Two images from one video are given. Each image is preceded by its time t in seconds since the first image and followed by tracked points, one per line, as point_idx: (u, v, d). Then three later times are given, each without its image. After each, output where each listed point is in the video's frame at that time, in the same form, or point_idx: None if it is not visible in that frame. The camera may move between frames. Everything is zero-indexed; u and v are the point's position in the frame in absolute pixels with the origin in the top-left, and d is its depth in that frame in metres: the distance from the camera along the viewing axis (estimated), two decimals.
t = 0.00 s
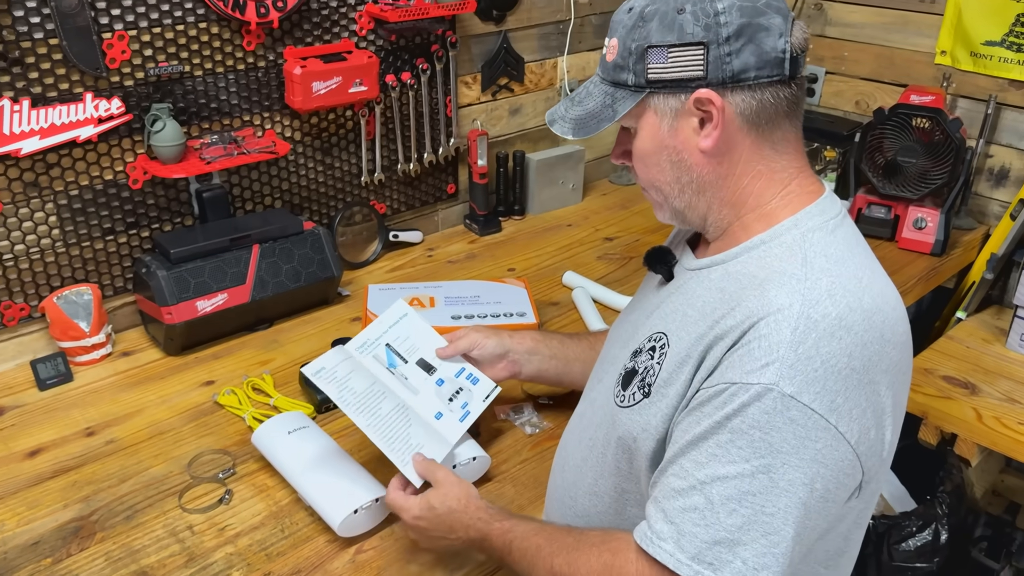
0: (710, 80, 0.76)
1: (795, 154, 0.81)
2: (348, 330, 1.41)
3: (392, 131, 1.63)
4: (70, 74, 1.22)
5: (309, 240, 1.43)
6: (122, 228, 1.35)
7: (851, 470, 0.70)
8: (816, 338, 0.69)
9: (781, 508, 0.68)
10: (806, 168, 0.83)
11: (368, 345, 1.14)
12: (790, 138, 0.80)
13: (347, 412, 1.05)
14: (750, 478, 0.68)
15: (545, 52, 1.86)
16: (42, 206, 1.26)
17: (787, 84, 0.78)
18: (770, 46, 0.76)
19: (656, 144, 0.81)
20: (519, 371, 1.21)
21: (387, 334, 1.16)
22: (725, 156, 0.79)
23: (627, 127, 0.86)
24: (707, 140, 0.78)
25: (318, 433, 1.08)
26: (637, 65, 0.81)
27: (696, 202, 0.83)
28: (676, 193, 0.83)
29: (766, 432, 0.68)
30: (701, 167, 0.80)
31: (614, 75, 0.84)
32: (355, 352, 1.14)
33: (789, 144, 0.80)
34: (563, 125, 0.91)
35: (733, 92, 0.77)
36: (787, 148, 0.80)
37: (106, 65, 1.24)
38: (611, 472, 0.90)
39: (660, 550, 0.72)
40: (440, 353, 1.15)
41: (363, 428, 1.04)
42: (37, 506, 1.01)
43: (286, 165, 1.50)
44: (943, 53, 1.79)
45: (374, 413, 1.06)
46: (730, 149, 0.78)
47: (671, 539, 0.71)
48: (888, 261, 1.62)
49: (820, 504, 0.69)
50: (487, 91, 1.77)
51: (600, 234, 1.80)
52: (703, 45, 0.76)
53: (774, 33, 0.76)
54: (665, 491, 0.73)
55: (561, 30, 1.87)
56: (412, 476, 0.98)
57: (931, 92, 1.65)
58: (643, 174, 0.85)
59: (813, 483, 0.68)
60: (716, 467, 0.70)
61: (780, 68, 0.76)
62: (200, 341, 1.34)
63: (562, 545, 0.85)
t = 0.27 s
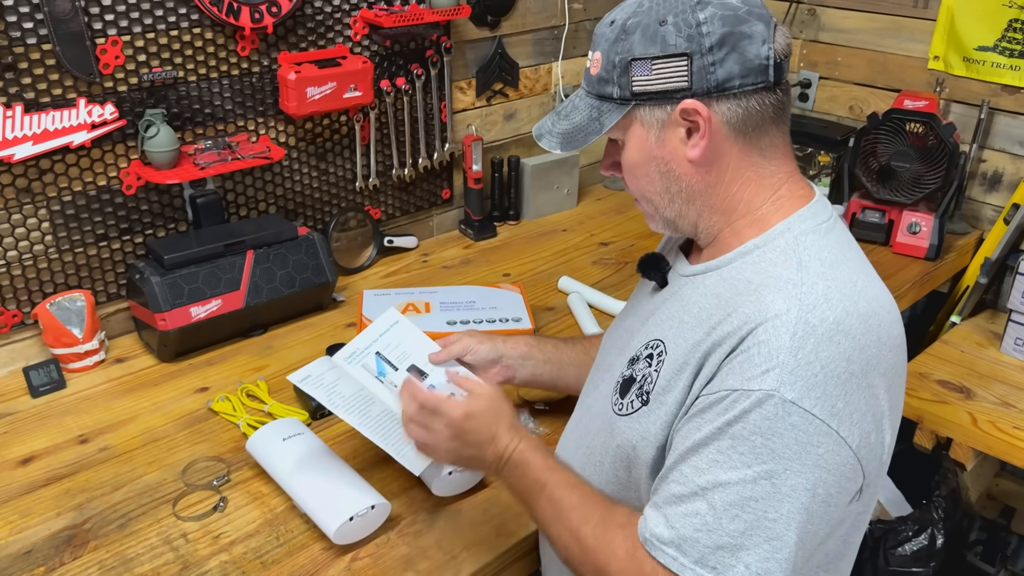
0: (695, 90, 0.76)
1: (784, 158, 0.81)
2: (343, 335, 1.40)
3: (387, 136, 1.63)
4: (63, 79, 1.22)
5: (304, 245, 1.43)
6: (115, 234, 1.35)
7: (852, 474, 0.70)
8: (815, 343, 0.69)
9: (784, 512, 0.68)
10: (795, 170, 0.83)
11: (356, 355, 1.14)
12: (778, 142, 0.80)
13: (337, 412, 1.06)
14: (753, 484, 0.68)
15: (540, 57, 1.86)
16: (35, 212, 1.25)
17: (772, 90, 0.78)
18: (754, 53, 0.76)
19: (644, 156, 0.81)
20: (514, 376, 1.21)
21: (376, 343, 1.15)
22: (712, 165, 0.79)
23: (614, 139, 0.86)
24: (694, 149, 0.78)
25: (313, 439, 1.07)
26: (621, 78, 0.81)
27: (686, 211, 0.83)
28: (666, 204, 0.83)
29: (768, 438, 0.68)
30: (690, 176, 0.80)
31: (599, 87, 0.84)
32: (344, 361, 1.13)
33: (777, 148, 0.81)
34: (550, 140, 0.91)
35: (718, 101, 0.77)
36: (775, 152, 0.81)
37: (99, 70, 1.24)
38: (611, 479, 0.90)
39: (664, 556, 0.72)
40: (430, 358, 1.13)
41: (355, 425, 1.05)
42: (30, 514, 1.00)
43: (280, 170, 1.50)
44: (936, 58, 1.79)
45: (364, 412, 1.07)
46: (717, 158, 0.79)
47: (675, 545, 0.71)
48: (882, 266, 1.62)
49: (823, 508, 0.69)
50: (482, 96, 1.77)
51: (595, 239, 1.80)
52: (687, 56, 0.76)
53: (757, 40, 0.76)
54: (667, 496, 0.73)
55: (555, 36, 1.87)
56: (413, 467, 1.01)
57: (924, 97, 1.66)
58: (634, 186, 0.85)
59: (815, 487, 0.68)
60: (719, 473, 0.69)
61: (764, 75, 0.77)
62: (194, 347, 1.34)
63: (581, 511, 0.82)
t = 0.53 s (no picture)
0: (670, 120, 0.78)
1: (773, 171, 0.83)
2: (338, 339, 1.40)
3: (382, 138, 1.62)
4: (56, 81, 1.21)
5: (298, 248, 1.42)
6: (109, 237, 1.34)
7: (830, 464, 0.69)
8: (821, 334, 0.70)
9: (754, 486, 0.67)
10: (787, 179, 0.84)
11: (349, 355, 1.15)
12: (763, 160, 0.82)
13: (318, 427, 1.02)
14: (728, 453, 0.68)
15: (536, 60, 1.86)
16: (27, 215, 1.24)
17: (751, 118, 0.79)
18: (732, 85, 0.77)
19: (622, 174, 0.84)
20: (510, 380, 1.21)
21: (370, 342, 1.17)
22: (688, 188, 0.81)
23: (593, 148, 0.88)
24: (668, 174, 0.80)
25: (309, 444, 1.07)
26: (599, 97, 0.82)
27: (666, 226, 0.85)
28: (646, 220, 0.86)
29: (755, 414, 0.68)
30: (666, 197, 0.82)
31: (579, 100, 0.86)
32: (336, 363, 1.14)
33: (763, 166, 0.82)
34: (531, 141, 0.93)
35: (693, 131, 0.78)
36: (760, 170, 0.82)
37: (93, 72, 1.23)
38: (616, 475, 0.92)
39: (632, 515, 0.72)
40: (429, 357, 1.15)
41: (335, 441, 1.01)
42: (22, 520, 0.99)
43: (275, 173, 1.49)
44: (932, 60, 1.79)
45: (346, 424, 1.03)
46: (693, 182, 0.80)
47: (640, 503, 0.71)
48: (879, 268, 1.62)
49: (793, 491, 0.68)
50: (478, 99, 1.76)
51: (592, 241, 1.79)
52: (663, 85, 0.77)
53: (737, 70, 0.77)
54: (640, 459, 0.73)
55: (551, 38, 1.87)
56: (389, 484, 0.96)
57: (921, 99, 1.66)
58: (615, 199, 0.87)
59: (790, 467, 0.68)
60: (695, 436, 0.69)
61: (741, 106, 0.77)
62: (188, 351, 1.33)
63: (610, 417, 0.82)
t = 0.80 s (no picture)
0: (674, 128, 0.79)
1: (773, 176, 0.84)
2: (338, 342, 1.40)
3: (382, 141, 1.62)
4: (56, 85, 1.21)
5: (298, 251, 1.42)
6: (108, 240, 1.34)
7: (822, 457, 0.71)
8: (824, 329, 0.72)
9: (743, 472, 0.69)
10: (789, 183, 0.85)
11: (349, 355, 1.11)
12: (765, 166, 0.83)
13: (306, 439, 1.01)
14: (720, 437, 0.70)
15: (535, 63, 1.86)
16: (27, 219, 1.24)
17: (752, 127, 0.80)
18: (735, 94, 0.78)
19: (624, 179, 0.85)
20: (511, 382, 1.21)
21: (371, 340, 1.13)
22: (689, 194, 0.82)
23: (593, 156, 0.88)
24: (670, 181, 0.81)
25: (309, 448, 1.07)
26: (601, 106, 0.82)
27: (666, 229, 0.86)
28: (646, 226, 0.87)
29: (751, 401, 0.69)
30: (666, 203, 0.83)
31: (579, 108, 0.86)
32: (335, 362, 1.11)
33: (763, 172, 0.83)
34: (529, 149, 0.93)
35: (695, 140, 0.79)
36: (761, 176, 0.83)
37: (92, 76, 1.23)
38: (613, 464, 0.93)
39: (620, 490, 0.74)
40: (429, 356, 1.14)
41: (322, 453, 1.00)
42: (22, 525, 0.99)
43: (275, 176, 1.49)
44: (930, 63, 1.80)
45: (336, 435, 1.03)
46: (694, 189, 0.81)
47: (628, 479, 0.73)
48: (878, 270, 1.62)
49: (783, 480, 0.70)
50: (477, 102, 1.76)
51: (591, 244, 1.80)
52: (667, 95, 0.77)
53: (739, 80, 0.77)
54: (631, 435, 0.76)
55: (550, 41, 1.87)
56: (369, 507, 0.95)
57: (919, 102, 1.67)
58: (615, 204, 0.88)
59: (780, 456, 0.69)
60: (688, 419, 0.72)
61: (743, 115, 0.78)
62: (187, 355, 1.33)
63: (605, 395, 0.84)
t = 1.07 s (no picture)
0: (693, 114, 0.79)
1: (779, 173, 0.85)
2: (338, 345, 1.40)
3: (381, 143, 1.62)
4: (55, 88, 1.21)
5: (297, 254, 1.42)
6: (108, 243, 1.33)
7: (812, 455, 0.71)
8: (818, 328, 0.72)
9: (730, 467, 0.69)
10: (791, 183, 0.86)
11: (353, 353, 1.10)
12: (771, 161, 0.84)
13: (312, 442, 0.99)
14: (709, 432, 0.70)
15: (534, 65, 1.86)
16: (26, 222, 1.24)
17: (764, 114, 0.81)
18: (749, 78, 0.79)
19: (637, 175, 0.84)
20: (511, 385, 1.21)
21: (375, 338, 1.12)
22: (705, 187, 0.81)
23: (602, 158, 0.86)
24: (689, 171, 0.80)
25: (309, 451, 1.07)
26: (615, 99, 0.82)
27: (677, 229, 0.85)
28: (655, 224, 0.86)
29: (741, 398, 0.70)
30: (682, 197, 0.82)
31: (589, 107, 0.86)
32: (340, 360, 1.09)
33: (772, 167, 0.84)
34: (535, 157, 0.92)
35: (715, 126, 0.79)
36: (769, 171, 0.84)
37: (92, 79, 1.23)
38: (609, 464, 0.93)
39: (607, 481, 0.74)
40: (430, 357, 1.14)
41: (327, 456, 0.98)
42: (21, 528, 0.99)
43: (274, 178, 1.49)
44: (928, 65, 1.80)
45: (340, 438, 1.01)
46: (710, 181, 0.81)
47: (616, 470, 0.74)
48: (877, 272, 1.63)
49: (773, 477, 0.70)
50: (476, 104, 1.76)
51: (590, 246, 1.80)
52: (685, 80, 0.78)
53: (752, 65, 0.79)
54: (622, 428, 0.76)
55: (549, 43, 1.87)
56: (375, 502, 0.96)
57: (918, 104, 1.67)
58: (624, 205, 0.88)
59: (770, 453, 0.69)
60: (679, 413, 0.72)
61: (758, 100, 0.79)
62: (187, 358, 1.33)
63: (602, 388, 0.85)
